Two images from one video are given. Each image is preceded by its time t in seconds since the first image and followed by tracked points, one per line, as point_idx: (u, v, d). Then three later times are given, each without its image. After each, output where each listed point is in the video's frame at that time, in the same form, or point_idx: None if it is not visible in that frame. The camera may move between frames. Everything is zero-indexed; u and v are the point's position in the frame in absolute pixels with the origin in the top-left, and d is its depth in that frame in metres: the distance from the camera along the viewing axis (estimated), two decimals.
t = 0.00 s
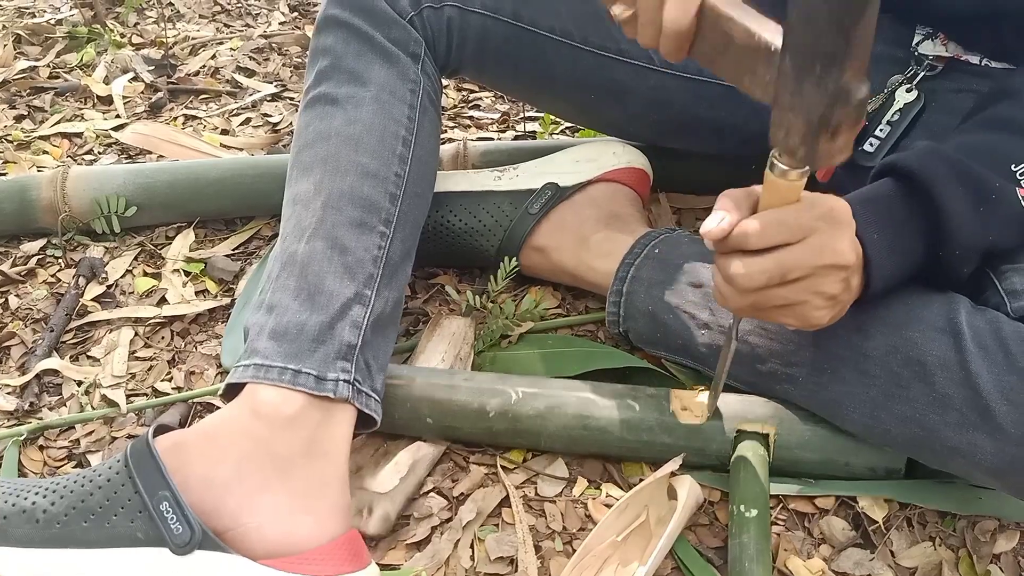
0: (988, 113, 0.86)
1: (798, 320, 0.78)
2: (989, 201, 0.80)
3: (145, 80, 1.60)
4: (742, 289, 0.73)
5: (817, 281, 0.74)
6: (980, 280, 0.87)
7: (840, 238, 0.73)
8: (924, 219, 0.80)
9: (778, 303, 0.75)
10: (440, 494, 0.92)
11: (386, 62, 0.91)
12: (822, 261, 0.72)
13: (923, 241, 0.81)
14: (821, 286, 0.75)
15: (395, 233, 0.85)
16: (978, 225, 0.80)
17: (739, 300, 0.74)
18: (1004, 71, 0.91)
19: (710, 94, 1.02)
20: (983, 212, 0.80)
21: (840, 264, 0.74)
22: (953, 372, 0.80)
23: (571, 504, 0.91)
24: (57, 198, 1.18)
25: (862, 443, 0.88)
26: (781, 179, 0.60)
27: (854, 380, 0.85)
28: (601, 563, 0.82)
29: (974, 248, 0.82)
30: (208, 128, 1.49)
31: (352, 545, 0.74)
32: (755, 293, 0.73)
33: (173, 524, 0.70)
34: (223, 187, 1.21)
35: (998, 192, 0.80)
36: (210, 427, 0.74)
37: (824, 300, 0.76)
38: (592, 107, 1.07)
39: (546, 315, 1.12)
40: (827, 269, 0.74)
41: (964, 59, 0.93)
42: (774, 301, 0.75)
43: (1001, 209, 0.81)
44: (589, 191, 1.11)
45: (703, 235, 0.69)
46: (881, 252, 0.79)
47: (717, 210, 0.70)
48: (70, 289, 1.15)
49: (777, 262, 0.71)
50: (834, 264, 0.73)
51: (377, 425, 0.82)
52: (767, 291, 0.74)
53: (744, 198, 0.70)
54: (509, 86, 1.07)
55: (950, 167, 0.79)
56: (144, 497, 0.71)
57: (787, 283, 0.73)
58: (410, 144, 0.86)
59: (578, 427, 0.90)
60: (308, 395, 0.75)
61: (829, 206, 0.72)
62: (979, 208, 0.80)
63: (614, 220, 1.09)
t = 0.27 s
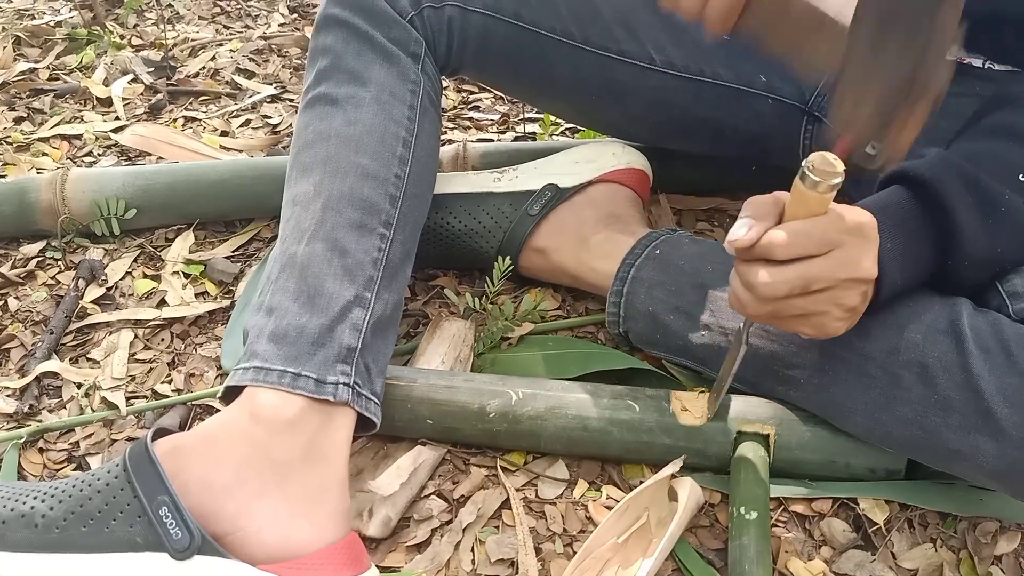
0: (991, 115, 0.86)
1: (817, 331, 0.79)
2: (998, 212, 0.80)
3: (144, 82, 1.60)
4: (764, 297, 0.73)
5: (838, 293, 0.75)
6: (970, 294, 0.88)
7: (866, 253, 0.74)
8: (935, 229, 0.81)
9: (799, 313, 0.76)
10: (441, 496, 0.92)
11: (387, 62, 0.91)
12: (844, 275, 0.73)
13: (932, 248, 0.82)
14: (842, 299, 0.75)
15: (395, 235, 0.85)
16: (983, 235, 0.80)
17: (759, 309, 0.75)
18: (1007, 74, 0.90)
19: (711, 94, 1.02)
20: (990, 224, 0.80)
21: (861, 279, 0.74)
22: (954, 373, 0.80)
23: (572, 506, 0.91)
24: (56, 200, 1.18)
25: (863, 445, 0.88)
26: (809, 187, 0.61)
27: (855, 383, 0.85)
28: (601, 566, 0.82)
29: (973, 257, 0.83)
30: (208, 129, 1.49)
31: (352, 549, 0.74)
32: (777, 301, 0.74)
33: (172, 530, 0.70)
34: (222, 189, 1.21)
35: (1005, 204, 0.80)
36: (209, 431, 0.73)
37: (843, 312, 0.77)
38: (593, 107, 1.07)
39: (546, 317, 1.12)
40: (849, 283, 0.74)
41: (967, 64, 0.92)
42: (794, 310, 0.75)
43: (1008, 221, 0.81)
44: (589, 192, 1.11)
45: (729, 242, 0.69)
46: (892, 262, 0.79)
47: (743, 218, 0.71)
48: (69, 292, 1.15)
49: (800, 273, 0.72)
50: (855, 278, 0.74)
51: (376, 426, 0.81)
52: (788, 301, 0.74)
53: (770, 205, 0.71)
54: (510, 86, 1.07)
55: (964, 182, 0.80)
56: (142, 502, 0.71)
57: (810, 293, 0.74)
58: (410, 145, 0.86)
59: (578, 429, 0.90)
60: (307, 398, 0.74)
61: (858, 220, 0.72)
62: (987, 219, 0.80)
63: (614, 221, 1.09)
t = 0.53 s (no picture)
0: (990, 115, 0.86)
1: (838, 345, 0.80)
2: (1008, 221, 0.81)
3: (144, 84, 1.60)
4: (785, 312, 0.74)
5: (861, 313, 0.75)
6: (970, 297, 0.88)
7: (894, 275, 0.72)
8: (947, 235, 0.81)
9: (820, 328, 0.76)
10: (441, 497, 0.92)
11: (389, 63, 0.91)
12: (869, 296, 0.72)
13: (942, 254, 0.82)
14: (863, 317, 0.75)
15: (397, 236, 0.85)
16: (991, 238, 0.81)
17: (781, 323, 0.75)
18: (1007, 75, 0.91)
19: (712, 94, 1.02)
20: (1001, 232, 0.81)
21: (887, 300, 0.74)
22: (955, 375, 0.80)
23: (572, 507, 0.91)
24: (57, 202, 1.18)
25: (863, 446, 0.88)
26: (842, 210, 0.59)
27: (855, 384, 0.85)
28: (602, 566, 0.83)
29: (972, 259, 0.82)
30: (208, 131, 1.49)
31: (353, 550, 0.74)
32: (799, 317, 0.74)
33: (173, 531, 0.70)
34: (223, 190, 1.21)
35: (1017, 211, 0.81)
36: (211, 433, 0.74)
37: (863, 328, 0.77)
38: (595, 107, 1.07)
39: (546, 317, 1.12)
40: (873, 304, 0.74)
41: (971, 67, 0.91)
42: (816, 326, 0.76)
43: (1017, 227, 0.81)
44: (589, 192, 1.12)
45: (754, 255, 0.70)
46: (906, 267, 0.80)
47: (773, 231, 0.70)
48: (70, 293, 1.15)
49: (826, 292, 0.71)
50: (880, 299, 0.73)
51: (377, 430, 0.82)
52: (811, 317, 0.75)
53: (802, 219, 0.69)
54: (513, 85, 1.07)
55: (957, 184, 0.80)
56: (143, 504, 0.71)
57: (833, 311, 0.74)
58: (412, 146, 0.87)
59: (578, 429, 0.90)
60: (309, 400, 0.75)
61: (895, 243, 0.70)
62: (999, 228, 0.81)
63: (615, 222, 1.09)
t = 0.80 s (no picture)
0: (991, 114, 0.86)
1: (847, 353, 0.80)
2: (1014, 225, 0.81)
3: (145, 83, 1.60)
4: (799, 324, 0.73)
5: (874, 324, 0.75)
6: (973, 297, 0.88)
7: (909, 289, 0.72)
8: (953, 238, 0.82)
9: (831, 336, 0.76)
10: (442, 496, 0.92)
11: (390, 60, 0.91)
12: (884, 308, 0.72)
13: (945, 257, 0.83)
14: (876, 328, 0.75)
15: (398, 235, 0.85)
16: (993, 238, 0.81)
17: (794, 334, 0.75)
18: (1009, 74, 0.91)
19: (714, 93, 1.02)
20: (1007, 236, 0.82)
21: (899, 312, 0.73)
22: (956, 374, 0.80)
23: (573, 506, 0.91)
24: (58, 202, 1.18)
25: (863, 445, 0.88)
26: (865, 224, 0.58)
27: (856, 383, 0.85)
28: (602, 566, 0.82)
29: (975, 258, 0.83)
30: (209, 130, 1.49)
31: (354, 550, 0.75)
32: (813, 328, 0.74)
33: (175, 531, 0.70)
34: (223, 189, 1.21)
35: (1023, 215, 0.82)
36: (211, 433, 0.74)
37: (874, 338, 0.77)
38: (597, 106, 1.07)
39: (547, 316, 1.12)
40: (885, 316, 0.74)
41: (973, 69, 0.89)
42: (827, 337, 0.76)
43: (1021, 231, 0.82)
44: (589, 190, 1.12)
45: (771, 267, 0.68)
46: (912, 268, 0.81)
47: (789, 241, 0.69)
48: (71, 293, 1.15)
49: (842, 304, 0.71)
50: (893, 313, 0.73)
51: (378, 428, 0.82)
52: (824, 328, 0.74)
53: (818, 229, 0.68)
54: (514, 83, 1.07)
55: (963, 187, 0.81)
56: (145, 503, 0.71)
57: (847, 322, 0.74)
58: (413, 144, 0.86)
59: (579, 428, 0.90)
60: (310, 400, 0.75)
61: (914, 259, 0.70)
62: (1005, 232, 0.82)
63: (616, 221, 1.09)
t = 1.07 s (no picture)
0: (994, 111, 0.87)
1: (856, 358, 0.80)
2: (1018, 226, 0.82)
3: (147, 80, 1.60)
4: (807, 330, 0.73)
5: (881, 331, 0.75)
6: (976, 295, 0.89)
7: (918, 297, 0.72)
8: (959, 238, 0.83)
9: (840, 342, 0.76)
10: (445, 492, 0.92)
11: (394, 56, 0.91)
12: (893, 316, 0.72)
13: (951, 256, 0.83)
14: (884, 335, 0.75)
15: (402, 231, 0.85)
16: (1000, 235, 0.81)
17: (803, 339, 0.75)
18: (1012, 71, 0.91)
19: (717, 90, 1.02)
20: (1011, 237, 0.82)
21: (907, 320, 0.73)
22: (959, 371, 0.80)
23: (575, 502, 0.91)
24: (61, 199, 1.19)
25: (866, 442, 0.88)
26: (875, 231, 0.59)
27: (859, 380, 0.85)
28: (604, 563, 0.82)
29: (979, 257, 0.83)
30: (211, 127, 1.49)
31: (356, 547, 0.75)
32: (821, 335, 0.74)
33: (177, 527, 0.70)
34: (226, 186, 1.21)
35: None
36: (215, 430, 0.74)
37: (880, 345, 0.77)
38: (600, 103, 1.08)
39: (550, 312, 1.12)
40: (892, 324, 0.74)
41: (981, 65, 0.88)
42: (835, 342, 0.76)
43: None
44: (591, 186, 1.12)
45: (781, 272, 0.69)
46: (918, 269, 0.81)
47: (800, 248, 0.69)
48: (74, 289, 1.15)
49: (851, 311, 0.71)
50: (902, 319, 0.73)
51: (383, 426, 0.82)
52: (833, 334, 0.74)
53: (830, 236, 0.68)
54: (518, 80, 1.07)
55: (971, 187, 0.81)
56: (148, 499, 0.71)
57: (856, 330, 0.74)
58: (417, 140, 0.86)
59: (581, 424, 0.90)
60: (313, 396, 0.75)
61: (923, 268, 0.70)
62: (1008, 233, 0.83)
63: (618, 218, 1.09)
